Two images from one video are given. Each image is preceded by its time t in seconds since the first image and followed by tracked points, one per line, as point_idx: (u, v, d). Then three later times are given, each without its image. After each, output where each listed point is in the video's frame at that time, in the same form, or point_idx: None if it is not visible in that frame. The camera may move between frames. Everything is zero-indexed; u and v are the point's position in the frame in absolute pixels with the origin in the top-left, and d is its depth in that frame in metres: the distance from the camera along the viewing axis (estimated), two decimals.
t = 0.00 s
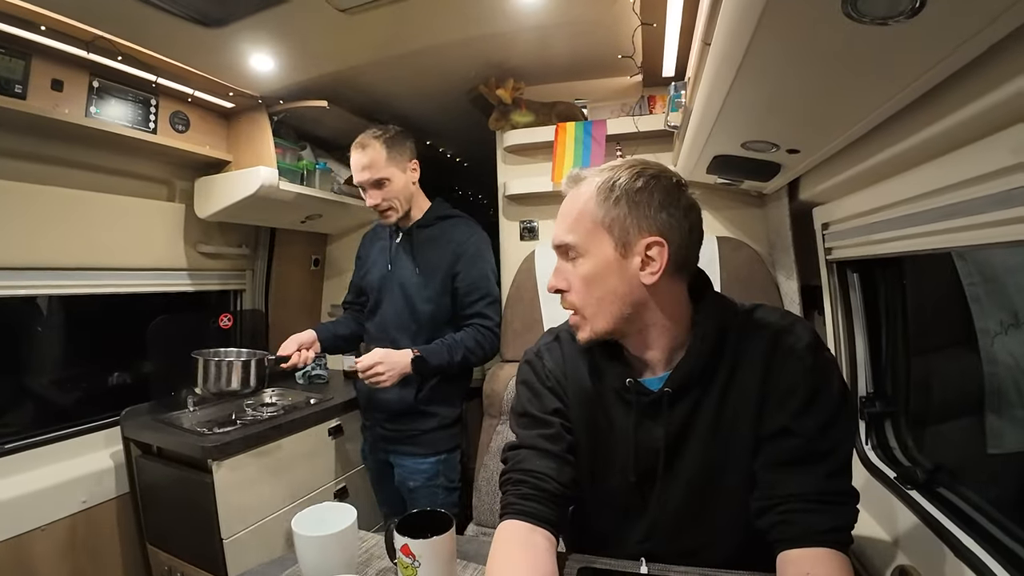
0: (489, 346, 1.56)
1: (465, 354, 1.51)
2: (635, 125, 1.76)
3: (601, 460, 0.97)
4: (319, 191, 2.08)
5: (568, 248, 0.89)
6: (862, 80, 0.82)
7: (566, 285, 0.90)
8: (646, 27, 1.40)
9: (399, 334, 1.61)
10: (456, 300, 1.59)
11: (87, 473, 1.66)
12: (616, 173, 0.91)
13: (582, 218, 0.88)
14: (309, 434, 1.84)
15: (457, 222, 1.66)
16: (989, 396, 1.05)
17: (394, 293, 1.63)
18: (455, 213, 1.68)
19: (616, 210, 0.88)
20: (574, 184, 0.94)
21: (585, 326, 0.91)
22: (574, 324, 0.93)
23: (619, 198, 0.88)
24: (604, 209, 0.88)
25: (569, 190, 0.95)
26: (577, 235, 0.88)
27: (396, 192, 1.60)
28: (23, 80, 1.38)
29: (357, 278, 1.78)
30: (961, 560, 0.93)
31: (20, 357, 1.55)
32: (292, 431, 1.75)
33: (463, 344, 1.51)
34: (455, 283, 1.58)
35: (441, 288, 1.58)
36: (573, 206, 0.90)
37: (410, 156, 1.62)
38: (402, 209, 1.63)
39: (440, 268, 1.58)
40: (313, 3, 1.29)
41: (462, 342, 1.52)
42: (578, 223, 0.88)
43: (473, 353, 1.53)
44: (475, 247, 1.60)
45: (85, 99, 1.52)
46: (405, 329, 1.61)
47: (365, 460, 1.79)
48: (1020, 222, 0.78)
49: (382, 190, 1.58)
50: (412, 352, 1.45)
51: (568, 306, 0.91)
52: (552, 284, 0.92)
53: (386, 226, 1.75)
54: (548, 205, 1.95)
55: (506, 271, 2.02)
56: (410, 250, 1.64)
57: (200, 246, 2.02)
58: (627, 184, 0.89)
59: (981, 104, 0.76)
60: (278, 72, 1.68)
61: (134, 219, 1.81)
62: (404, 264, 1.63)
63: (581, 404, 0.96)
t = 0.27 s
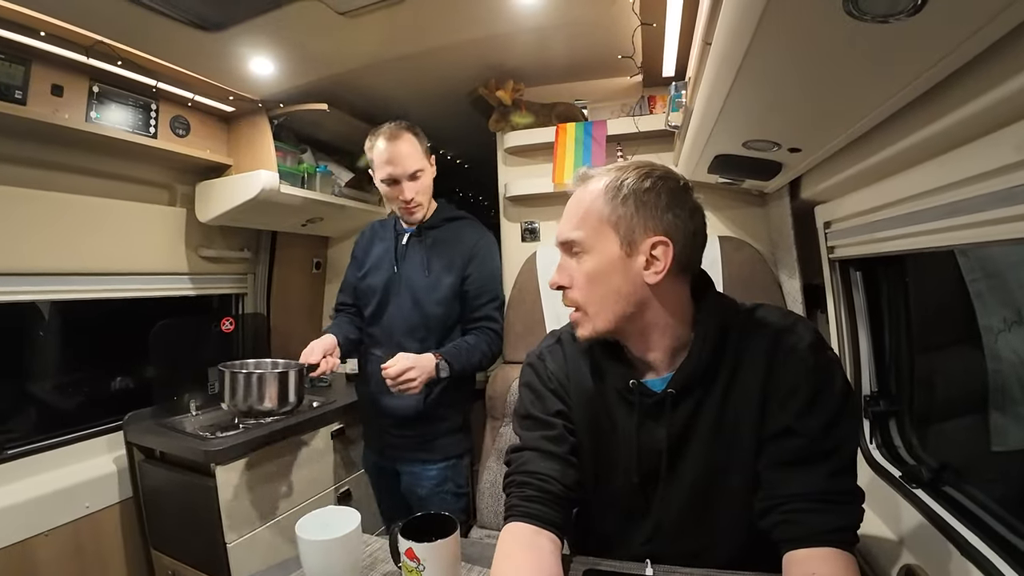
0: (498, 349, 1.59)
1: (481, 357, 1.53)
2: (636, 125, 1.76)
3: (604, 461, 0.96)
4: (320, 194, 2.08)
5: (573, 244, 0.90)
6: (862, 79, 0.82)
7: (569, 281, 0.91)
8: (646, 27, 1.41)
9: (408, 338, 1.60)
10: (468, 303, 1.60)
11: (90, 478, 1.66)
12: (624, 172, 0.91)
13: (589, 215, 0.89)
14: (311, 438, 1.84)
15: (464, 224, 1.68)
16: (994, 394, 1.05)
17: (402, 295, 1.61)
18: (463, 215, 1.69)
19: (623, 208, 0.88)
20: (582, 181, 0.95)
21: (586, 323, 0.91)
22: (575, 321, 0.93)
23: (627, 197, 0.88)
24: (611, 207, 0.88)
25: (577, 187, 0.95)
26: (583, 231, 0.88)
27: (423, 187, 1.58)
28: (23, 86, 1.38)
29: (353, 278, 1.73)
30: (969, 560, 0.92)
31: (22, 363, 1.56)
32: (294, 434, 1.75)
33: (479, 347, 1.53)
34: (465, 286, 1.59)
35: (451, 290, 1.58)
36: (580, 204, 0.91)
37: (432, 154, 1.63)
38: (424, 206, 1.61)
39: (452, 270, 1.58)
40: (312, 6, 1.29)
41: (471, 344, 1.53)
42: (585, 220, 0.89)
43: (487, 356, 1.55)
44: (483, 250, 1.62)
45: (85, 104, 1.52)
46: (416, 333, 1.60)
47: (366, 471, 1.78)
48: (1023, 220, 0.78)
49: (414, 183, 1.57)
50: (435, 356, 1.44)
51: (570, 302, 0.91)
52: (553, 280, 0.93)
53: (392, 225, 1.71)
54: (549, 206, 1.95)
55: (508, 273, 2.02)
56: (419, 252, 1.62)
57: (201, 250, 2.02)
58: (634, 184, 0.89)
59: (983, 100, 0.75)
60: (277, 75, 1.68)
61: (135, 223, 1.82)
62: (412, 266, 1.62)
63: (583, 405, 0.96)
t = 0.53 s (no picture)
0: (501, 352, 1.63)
1: (491, 360, 1.56)
2: (635, 126, 1.76)
3: (603, 461, 0.96)
4: (320, 196, 2.09)
5: (601, 218, 0.91)
6: (858, 77, 0.82)
7: (587, 253, 0.91)
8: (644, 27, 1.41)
9: (418, 344, 1.56)
10: (476, 306, 1.62)
11: (93, 480, 1.67)
12: (657, 164, 0.96)
13: (621, 194, 0.92)
14: (313, 440, 1.84)
15: (468, 225, 1.69)
16: (995, 390, 1.05)
17: (409, 299, 1.58)
18: (469, 218, 1.71)
19: (652, 193, 0.92)
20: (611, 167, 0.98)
21: (597, 296, 0.91)
22: (584, 296, 0.93)
23: (659, 184, 0.93)
24: (644, 191, 0.92)
25: (605, 171, 0.98)
26: (615, 207, 0.91)
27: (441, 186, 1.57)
28: (24, 90, 1.39)
29: (350, 280, 1.66)
30: (970, 557, 0.92)
31: (24, 366, 1.56)
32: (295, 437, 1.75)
33: (489, 350, 1.56)
34: (474, 286, 1.60)
35: (464, 291, 1.57)
36: (613, 183, 0.94)
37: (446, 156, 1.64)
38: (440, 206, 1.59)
39: (462, 272, 1.58)
40: (311, 9, 1.30)
41: (476, 346, 1.53)
42: (618, 197, 0.92)
43: (495, 359, 1.58)
44: (489, 251, 1.65)
45: (85, 108, 1.53)
46: (427, 341, 1.56)
47: (362, 478, 1.75)
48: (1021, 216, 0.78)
49: (437, 180, 1.55)
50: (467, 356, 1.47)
51: (587, 273, 0.91)
52: (569, 252, 0.94)
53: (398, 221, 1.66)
54: (549, 206, 1.95)
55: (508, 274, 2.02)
56: (427, 255, 1.60)
57: (202, 252, 2.03)
58: (663, 176, 0.94)
59: (980, 97, 0.76)
60: (277, 78, 1.69)
61: (136, 226, 1.82)
62: (420, 269, 1.59)
63: (583, 404, 0.97)
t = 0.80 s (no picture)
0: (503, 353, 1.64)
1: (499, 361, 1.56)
2: (632, 126, 1.76)
3: (609, 459, 0.96)
4: (319, 198, 2.09)
5: (662, 201, 0.92)
6: (852, 76, 0.82)
7: (644, 235, 0.90)
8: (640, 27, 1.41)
9: (427, 348, 1.55)
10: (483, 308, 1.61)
11: (94, 483, 1.67)
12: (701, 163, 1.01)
13: (681, 183, 0.94)
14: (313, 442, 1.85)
15: (472, 225, 1.69)
16: (995, 389, 1.05)
17: (417, 302, 1.57)
18: (473, 218, 1.71)
19: (701, 190, 0.96)
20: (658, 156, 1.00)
21: (658, 277, 0.88)
22: (635, 277, 0.89)
23: (708, 183, 0.98)
24: (698, 184, 0.96)
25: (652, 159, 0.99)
26: (675, 193, 0.93)
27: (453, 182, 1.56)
28: (22, 94, 1.39)
29: (351, 283, 1.62)
30: (969, 557, 0.91)
31: (25, 369, 1.57)
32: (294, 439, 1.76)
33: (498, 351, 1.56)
34: (481, 286, 1.60)
35: (472, 291, 1.57)
36: (669, 170, 0.96)
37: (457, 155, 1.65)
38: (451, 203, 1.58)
39: (468, 274, 1.59)
40: (308, 12, 1.30)
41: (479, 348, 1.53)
42: (677, 184, 0.94)
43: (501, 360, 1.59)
44: (494, 252, 1.66)
45: (84, 112, 1.53)
46: (435, 344, 1.55)
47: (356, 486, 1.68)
48: (1019, 214, 0.78)
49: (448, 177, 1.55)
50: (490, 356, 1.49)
51: (648, 253, 0.89)
52: (624, 231, 0.90)
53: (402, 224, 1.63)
54: (547, 207, 1.95)
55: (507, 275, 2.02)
56: (434, 257, 1.59)
57: (201, 255, 2.03)
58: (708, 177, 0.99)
59: (978, 94, 0.76)
60: (275, 80, 1.69)
61: (135, 229, 1.83)
62: (427, 272, 1.58)
63: (590, 404, 0.97)
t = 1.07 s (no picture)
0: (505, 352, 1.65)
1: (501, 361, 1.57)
2: (631, 126, 1.77)
3: (628, 459, 0.96)
4: (320, 200, 2.10)
5: (622, 232, 0.91)
6: (850, 74, 0.83)
7: (616, 270, 0.91)
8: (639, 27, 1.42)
9: (431, 349, 1.55)
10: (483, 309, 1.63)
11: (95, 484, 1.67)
12: (667, 165, 0.94)
13: (638, 202, 0.91)
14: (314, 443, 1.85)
15: (473, 225, 1.70)
16: (995, 386, 1.05)
17: (419, 303, 1.57)
18: (474, 218, 1.71)
19: (669, 196, 0.90)
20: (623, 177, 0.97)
21: (636, 310, 0.91)
22: (622, 311, 0.93)
23: (671, 186, 0.91)
24: (658, 194, 0.91)
25: (618, 182, 0.97)
26: (634, 218, 0.90)
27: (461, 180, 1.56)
28: (23, 96, 1.39)
29: (351, 284, 1.62)
30: (968, 552, 0.92)
31: (26, 371, 1.57)
32: (295, 439, 1.77)
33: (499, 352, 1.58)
34: (484, 286, 1.62)
35: (474, 294, 1.59)
36: (626, 194, 0.93)
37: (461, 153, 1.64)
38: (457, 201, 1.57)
39: (471, 276, 1.60)
40: (308, 14, 1.31)
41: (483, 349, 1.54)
42: (634, 207, 0.91)
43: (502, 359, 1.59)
44: (496, 253, 1.68)
45: (85, 114, 1.54)
46: (439, 345, 1.56)
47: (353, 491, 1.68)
48: (1018, 210, 0.79)
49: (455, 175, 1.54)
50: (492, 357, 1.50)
51: (622, 289, 0.91)
52: (601, 271, 0.93)
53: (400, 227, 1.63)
54: (547, 207, 1.96)
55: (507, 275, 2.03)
56: (437, 259, 1.60)
57: (202, 256, 2.04)
58: (677, 175, 0.93)
59: (977, 91, 0.76)
60: (275, 82, 1.70)
61: (135, 231, 1.83)
62: (430, 273, 1.59)
63: (613, 405, 0.96)
